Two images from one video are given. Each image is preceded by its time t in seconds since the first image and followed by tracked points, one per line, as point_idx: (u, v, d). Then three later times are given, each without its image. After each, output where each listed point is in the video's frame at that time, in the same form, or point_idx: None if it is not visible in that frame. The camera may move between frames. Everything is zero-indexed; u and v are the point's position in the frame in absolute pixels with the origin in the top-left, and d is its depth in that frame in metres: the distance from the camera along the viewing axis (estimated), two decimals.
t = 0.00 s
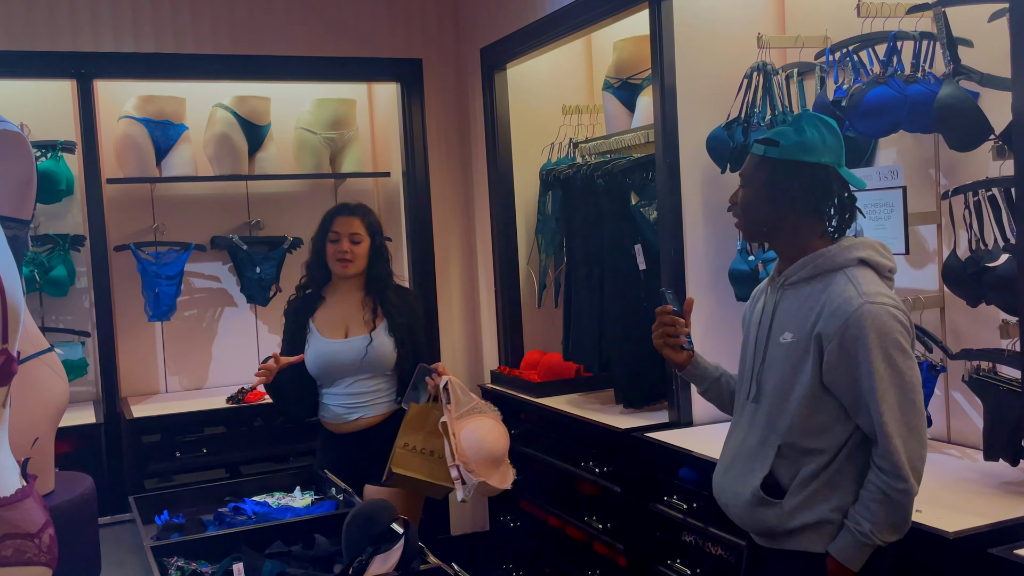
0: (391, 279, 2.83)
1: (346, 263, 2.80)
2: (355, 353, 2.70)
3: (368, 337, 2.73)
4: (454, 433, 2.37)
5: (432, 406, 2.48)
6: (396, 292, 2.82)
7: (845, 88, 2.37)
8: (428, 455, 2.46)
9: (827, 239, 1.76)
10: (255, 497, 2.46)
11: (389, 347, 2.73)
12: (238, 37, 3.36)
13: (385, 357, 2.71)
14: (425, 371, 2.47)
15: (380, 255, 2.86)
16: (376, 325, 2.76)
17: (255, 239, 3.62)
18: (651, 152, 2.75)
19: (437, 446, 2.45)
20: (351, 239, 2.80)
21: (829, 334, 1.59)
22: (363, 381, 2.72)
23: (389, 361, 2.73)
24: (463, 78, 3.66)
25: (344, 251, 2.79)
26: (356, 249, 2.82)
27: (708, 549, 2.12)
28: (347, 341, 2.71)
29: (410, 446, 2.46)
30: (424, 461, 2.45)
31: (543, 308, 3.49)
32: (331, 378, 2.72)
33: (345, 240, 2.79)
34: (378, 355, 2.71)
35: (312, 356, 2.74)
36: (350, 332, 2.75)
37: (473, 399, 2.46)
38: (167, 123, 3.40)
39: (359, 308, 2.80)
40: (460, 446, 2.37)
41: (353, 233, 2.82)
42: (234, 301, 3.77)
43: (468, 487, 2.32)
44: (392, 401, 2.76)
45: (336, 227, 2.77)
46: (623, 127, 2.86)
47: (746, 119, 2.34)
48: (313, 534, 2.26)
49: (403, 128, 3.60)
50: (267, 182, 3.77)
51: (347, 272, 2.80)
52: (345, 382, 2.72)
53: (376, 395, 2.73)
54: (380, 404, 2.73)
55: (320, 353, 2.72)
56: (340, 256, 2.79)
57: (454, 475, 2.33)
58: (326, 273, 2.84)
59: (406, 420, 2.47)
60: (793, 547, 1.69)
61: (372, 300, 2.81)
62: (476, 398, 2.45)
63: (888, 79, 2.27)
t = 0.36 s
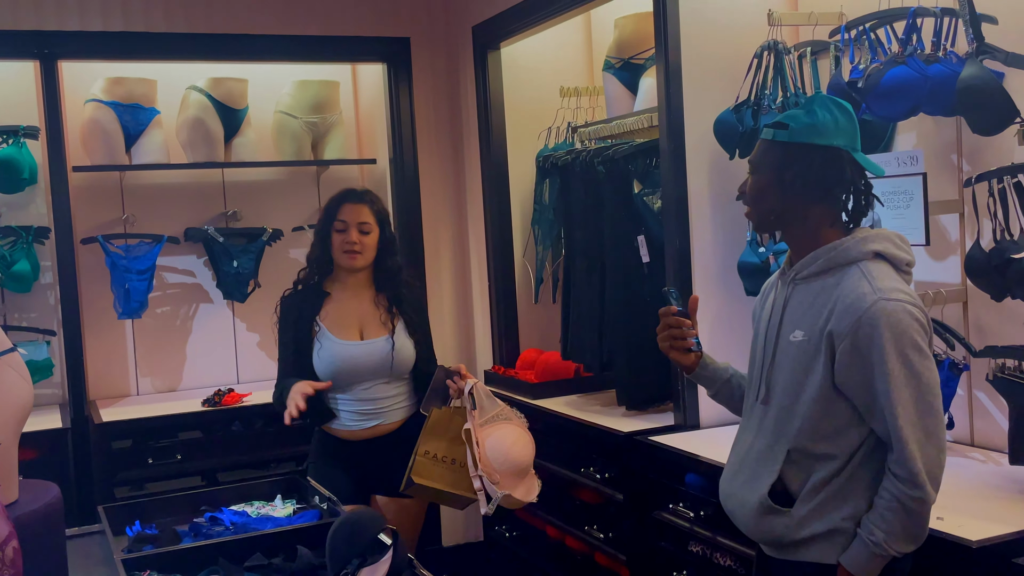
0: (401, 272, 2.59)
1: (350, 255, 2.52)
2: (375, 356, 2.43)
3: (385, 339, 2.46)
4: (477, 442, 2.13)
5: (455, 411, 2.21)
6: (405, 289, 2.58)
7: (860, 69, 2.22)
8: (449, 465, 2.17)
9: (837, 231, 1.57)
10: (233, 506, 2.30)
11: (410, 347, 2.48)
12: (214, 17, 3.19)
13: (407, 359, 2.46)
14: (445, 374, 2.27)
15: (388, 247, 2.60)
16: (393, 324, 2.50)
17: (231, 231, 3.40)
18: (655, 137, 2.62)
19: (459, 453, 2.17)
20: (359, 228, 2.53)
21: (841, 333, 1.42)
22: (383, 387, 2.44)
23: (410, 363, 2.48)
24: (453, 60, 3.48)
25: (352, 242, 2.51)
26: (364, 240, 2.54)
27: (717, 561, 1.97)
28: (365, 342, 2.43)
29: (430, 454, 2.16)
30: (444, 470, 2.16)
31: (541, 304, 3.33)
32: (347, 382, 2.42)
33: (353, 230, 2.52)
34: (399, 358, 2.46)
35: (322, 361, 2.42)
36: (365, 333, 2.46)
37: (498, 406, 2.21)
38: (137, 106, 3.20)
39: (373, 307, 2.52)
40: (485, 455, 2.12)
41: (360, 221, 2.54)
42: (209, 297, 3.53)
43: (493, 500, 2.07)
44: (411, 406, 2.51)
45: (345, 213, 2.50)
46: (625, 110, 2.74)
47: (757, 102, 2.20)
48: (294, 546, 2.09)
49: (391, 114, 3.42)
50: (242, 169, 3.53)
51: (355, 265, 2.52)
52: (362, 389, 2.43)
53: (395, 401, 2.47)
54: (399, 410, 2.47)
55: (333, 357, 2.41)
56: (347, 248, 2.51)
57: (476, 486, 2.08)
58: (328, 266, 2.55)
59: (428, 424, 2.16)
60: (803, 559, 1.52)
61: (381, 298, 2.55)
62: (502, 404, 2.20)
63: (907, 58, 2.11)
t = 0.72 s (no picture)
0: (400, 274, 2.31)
1: (340, 255, 2.20)
2: (377, 371, 2.14)
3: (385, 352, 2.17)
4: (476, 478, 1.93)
5: (460, 438, 1.99)
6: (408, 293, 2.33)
7: (882, 47, 2.03)
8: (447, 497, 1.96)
9: (856, 219, 1.37)
10: (204, 523, 2.12)
11: (413, 360, 2.21)
12: None
13: (411, 373, 2.19)
14: (452, 397, 2.00)
15: (381, 243, 2.30)
16: (391, 334, 2.22)
17: (200, 224, 3.20)
18: (659, 120, 2.45)
19: (458, 486, 1.97)
20: (350, 225, 2.22)
21: (867, 330, 1.23)
22: (383, 405, 2.17)
23: (412, 378, 2.21)
24: (441, 42, 3.30)
25: (343, 241, 2.20)
26: (357, 238, 2.23)
27: None
28: (364, 356, 2.13)
29: (430, 486, 1.95)
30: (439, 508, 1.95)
31: (536, 303, 3.15)
32: (344, 402, 2.12)
33: (344, 227, 2.21)
34: (402, 373, 2.18)
35: (314, 376, 2.10)
36: (361, 344, 2.16)
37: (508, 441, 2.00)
38: (97, 89, 3.01)
39: (369, 314, 2.23)
40: (479, 493, 1.92)
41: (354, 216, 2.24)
42: (177, 296, 3.31)
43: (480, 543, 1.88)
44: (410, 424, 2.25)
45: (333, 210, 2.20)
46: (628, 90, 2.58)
47: (770, 83, 2.04)
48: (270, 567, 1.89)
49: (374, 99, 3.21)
50: (212, 157, 3.31)
51: (347, 267, 2.21)
52: (360, 407, 2.15)
53: (394, 420, 2.21)
54: (399, 429, 2.22)
55: (328, 372, 2.09)
56: (338, 248, 2.19)
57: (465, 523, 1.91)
58: (314, 268, 2.23)
59: (431, 453, 1.95)
60: None
61: (375, 304, 2.26)
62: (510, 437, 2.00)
63: (933, 36, 1.91)
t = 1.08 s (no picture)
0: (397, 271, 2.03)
1: (320, 255, 1.93)
2: (380, 372, 1.88)
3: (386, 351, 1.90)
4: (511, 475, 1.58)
5: (482, 436, 1.67)
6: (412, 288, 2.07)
7: (888, 30, 1.92)
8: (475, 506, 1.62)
9: (865, 210, 1.27)
10: (181, 533, 2.01)
11: (421, 361, 1.95)
12: None
13: (419, 376, 1.93)
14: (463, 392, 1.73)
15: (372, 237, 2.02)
16: (393, 330, 1.95)
17: (176, 219, 3.09)
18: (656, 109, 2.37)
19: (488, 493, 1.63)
20: (331, 221, 1.93)
21: (871, 325, 1.14)
22: (389, 410, 1.91)
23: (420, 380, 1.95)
24: (428, 30, 3.20)
25: (323, 238, 1.92)
26: (340, 233, 1.94)
27: None
28: (365, 355, 1.87)
29: (453, 494, 1.62)
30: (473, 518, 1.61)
31: (528, 299, 3.05)
32: (342, 407, 1.86)
33: (324, 222, 1.93)
34: (409, 374, 1.92)
35: (308, 377, 1.85)
36: (361, 342, 1.90)
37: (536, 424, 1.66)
38: (67, 78, 2.91)
39: (366, 310, 1.97)
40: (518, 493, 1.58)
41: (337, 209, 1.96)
42: (152, 294, 3.21)
43: (532, 551, 1.55)
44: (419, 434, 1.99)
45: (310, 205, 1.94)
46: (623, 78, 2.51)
47: (772, 69, 1.96)
48: None
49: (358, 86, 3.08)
50: (189, 147, 3.21)
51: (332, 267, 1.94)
52: (362, 412, 1.88)
53: (402, 427, 1.94)
54: (409, 437, 1.95)
55: (324, 372, 1.84)
56: (318, 247, 1.92)
57: (507, 531, 1.57)
58: (303, 262, 2.01)
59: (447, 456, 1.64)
60: None
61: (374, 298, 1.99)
62: (538, 425, 1.65)
63: (941, 20, 1.82)
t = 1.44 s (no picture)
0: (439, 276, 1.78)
1: (339, 263, 1.70)
2: (383, 373, 1.63)
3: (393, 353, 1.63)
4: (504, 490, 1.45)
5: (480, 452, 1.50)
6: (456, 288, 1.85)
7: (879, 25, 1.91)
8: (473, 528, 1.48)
9: (860, 205, 1.25)
10: (172, 530, 2.01)
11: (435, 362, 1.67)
12: None
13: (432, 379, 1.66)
14: (472, 405, 1.54)
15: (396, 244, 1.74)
16: (409, 332, 1.67)
17: (165, 215, 3.12)
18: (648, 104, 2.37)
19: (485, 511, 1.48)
20: (350, 227, 1.69)
21: (868, 322, 1.13)
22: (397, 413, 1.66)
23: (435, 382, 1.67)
24: (418, 25, 3.20)
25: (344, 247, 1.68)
26: (360, 240, 1.69)
27: None
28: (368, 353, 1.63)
29: (446, 513, 1.48)
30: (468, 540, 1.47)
31: (521, 295, 3.05)
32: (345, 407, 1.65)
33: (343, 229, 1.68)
34: (420, 376, 1.65)
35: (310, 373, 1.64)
36: (369, 340, 1.65)
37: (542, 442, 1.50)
38: (55, 72, 2.90)
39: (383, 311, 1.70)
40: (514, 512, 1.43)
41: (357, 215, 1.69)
42: (141, 290, 3.20)
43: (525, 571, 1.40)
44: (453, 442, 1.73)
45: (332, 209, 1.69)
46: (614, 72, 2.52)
47: (762, 63, 1.95)
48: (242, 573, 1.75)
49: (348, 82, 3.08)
50: (178, 143, 3.20)
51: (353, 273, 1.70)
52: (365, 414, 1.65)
53: (412, 431, 1.69)
54: (417, 443, 1.70)
55: (323, 368, 1.62)
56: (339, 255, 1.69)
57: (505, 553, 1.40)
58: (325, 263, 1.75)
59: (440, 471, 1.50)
60: None
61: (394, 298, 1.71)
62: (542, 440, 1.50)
63: (932, 14, 1.80)
